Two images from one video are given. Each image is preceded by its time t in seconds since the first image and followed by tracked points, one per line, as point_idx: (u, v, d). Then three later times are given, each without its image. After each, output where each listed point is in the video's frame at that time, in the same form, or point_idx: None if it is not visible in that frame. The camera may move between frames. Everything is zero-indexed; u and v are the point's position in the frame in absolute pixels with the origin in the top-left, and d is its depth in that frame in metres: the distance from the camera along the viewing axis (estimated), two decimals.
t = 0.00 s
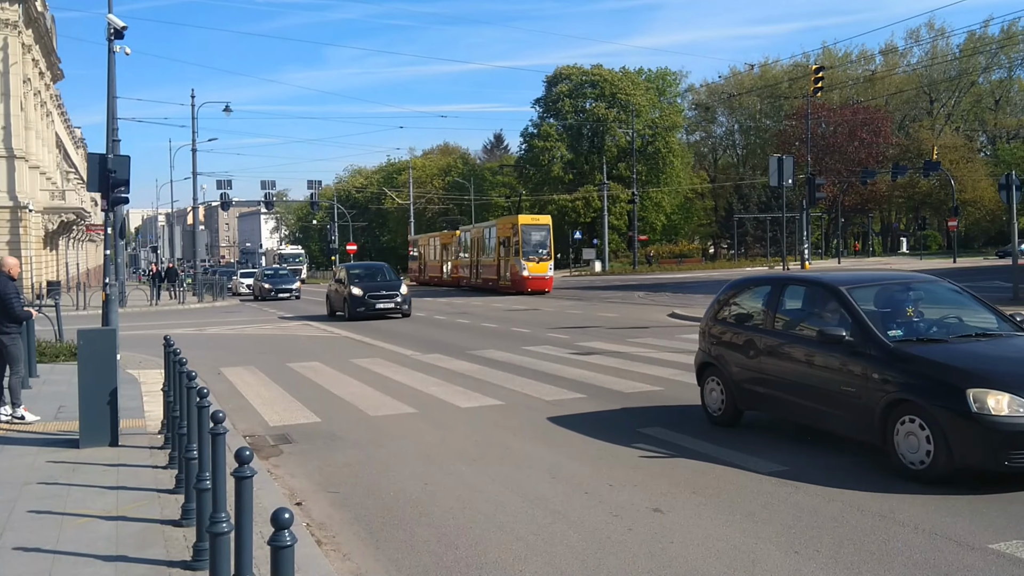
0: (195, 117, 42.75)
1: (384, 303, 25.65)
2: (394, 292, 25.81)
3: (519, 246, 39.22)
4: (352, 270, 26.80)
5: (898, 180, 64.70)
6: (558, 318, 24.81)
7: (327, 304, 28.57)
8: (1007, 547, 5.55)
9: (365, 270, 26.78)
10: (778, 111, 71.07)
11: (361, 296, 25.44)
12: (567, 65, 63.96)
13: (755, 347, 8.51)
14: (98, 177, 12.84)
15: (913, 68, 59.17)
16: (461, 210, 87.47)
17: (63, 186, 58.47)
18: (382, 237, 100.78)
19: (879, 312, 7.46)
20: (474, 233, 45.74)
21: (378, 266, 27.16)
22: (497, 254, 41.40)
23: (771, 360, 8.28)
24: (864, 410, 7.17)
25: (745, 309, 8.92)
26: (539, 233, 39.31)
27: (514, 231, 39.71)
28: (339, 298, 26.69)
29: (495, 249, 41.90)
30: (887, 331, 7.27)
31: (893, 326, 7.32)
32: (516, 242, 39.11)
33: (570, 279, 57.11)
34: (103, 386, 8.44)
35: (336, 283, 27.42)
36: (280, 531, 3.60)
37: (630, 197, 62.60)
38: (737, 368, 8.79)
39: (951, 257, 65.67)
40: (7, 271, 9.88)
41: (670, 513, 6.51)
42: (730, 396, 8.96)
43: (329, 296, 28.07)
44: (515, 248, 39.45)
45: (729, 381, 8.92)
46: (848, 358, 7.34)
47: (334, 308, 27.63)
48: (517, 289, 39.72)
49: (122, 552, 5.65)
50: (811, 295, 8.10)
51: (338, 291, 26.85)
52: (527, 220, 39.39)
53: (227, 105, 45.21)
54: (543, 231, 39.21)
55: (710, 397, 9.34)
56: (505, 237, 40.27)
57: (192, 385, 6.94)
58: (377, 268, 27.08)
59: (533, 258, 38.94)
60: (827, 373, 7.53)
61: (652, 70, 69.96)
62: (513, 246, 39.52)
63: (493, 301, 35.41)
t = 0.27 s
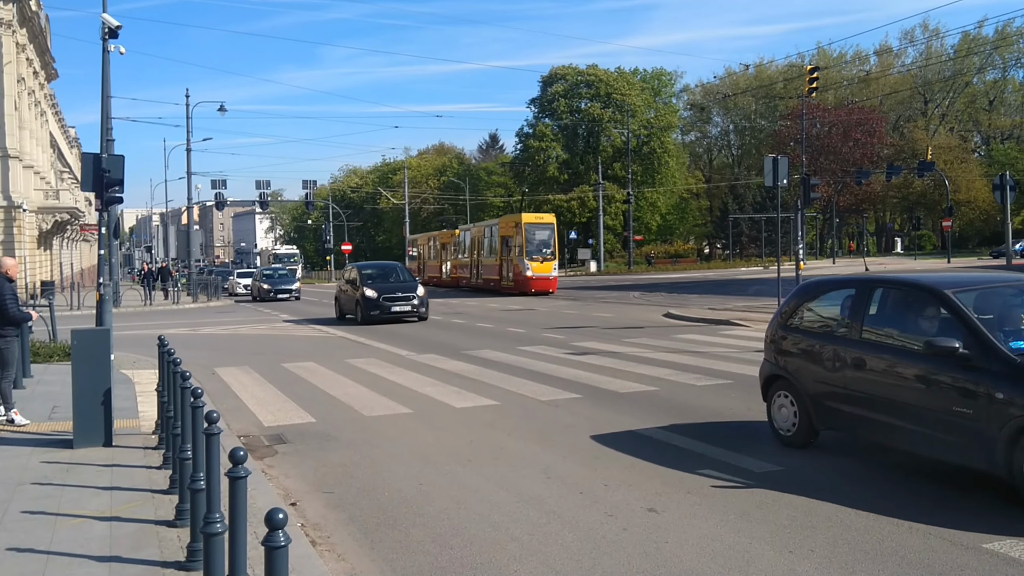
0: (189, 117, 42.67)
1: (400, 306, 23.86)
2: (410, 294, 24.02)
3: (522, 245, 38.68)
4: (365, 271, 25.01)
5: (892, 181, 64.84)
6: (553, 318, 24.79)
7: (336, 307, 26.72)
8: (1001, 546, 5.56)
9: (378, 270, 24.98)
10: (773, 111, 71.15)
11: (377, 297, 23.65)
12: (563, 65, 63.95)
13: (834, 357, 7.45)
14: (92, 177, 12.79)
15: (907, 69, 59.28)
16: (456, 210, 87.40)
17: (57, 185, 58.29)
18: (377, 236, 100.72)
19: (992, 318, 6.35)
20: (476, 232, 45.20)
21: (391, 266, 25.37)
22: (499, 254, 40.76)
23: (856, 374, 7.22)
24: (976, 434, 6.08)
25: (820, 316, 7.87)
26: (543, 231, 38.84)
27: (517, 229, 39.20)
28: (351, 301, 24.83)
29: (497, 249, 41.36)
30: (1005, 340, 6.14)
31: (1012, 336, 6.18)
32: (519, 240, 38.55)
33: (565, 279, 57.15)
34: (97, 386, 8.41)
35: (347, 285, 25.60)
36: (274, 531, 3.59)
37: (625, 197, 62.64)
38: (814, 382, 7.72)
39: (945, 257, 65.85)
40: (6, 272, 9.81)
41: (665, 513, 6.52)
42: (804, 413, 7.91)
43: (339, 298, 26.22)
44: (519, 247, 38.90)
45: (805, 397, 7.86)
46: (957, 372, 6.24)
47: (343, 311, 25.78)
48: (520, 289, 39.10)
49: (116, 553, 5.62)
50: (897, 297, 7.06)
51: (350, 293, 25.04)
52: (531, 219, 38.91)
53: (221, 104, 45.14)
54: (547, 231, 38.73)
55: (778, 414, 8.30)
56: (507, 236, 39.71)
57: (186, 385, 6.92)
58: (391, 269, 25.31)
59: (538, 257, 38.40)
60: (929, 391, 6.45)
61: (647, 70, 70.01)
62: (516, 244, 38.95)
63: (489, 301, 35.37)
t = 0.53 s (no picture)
0: (182, 116, 42.58)
1: (425, 309, 21.65)
2: (435, 296, 21.81)
3: (527, 244, 38.01)
4: (382, 271, 22.74)
5: (885, 181, 65.04)
6: (547, 318, 24.80)
7: (349, 311, 24.46)
8: (993, 545, 5.57)
9: (397, 270, 22.72)
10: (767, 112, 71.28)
11: (399, 300, 21.47)
12: (556, 65, 63.94)
13: (951, 373, 6.34)
14: (85, 176, 12.74)
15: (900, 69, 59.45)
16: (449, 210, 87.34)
17: (49, 185, 58.08)
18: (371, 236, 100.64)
19: None
20: (477, 231, 44.48)
21: (411, 266, 23.13)
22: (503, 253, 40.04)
23: (987, 395, 6.05)
24: None
25: (934, 328, 6.66)
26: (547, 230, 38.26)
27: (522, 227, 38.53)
28: (370, 305, 22.58)
29: (499, 248, 40.71)
30: None
31: None
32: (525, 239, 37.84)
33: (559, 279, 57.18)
34: (89, 386, 8.38)
35: (363, 287, 23.36)
36: (266, 532, 3.58)
37: (619, 198, 62.71)
38: (930, 404, 6.52)
39: (938, 257, 66.11)
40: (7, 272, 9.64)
41: (658, 513, 6.51)
42: (916, 440, 6.68)
43: (353, 301, 23.97)
44: (524, 246, 38.24)
45: (917, 421, 6.65)
46: None
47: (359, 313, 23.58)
48: (525, 289, 38.46)
49: (107, 553, 5.60)
50: None
51: (367, 296, 22.77)
52: (536, 217, 38.25)
53: (215, 103, 45.04)
54: (552, 230, 38.12)
55: (877, 438, 7.07)
56: (511, 235, 39.02)
57: (178, 385, 6.90)
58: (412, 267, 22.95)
59: (543, 256, 37.79)
60: None
61: (641, 71, 70.09)
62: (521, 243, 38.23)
63: (484, 301, 35.35)
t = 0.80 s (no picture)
0: (174, 116, 42.46)
1: (459, 313, 19.51)
2: (469, 297, 19.67)
3: (533, 243, 37.10)
4: (408, 271, 20.60)
5: (877, 182, 65.25)
6: (540, 318, 24.80)
7: (369, 316, 22.32)
8: (983, 544, 5.59)
9: (424, 269, 20.58)
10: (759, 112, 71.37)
11: (430, 302, 19.37)
12: (549, 65, 63.98)
13: None
14: (74, 176, 12.65)
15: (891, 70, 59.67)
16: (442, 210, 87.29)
17: (40, 184, 57.91)
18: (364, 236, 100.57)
19: None
20: (477, 229, 43.50)
21: (438, 265, 21.01)
22: (506, 253, 39.16)
23: None
24: None
25: None
26: (553, 229, 37.42)
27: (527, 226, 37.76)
28: (395, 309, 20.45)
29: (502, 248, 39.78)
30: None
31: None
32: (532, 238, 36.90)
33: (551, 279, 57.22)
34: (79, 386, 8.34)
35: (386, 288, 21.20)
36: (257, 532, 3.57)
37: (611, 198, 62.77)
38: None
39: (929, 258, 66.36)
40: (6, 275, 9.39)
41: (651, 513, 6.52)
42: None
43: (374, 305, 21.83)
44: (529, 246, 37.32)
45: None
46: None
47: (381, 316, 21.48)
48: (530, 290, 37.49)
49: (98, 553, 5.58)
50: None
51: (392, 298, 20.63)
52: (542, 216, 37.38)
53: (206, 103, 44.91)
54: (558, 229, 37.26)
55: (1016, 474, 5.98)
56: (515, 234, 38.22)
57: (169, 384, 6.87)
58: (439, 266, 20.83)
59: (549, 257, 36.93)
60: None
61: (634, 71, 70.15)
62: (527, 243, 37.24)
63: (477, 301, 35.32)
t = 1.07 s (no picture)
0: (164, 115, 42.30)
1: (505, 317, 17.54)
2: (514, 300, 17.69)
3: (539, 242, 35.61)
4: (444, 271, 18.63)
5: (867, 183, 65.45)
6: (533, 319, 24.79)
7: (395, 320, 20.29)
8: (972, 546, 5.62)
9: (461, 270, 18.61)
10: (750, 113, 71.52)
11: (474, 307, 17.40)
12: (541, 66, 64.03)
13: None
14: (64, 176, 12.60)
15: (882, 72, 59.88)
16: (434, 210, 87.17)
17: (30, 184, 57.63)
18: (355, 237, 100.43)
19: None
20: (476, 229, 41.96)
21: (474, 264, 19.04)
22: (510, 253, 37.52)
23: None
24: None
25: None
26: (560, 228, 36.11)
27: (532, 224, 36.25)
28: (432, 313, 18.44)
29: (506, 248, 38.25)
30: None
31: None
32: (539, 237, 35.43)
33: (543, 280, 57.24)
34: (69, 387, 8.30)
35: (418, 290, 19.19)
36: (246, 533, 3.56)
37: (603, 199, 62.79)
38: None
39: (919, 258, 66.68)
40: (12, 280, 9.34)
41: (641, 514, 6.52)
42: None
43: (403, 308, 19.79)
44: (535, 245, 35.83)
45: None
46: None
47: (410, 322, 19.48)
48: (535, 292, 35.88)
49: (87, 555, 5.56)
50: None
51: (428, 302, 18.62)
52: (549, 214, 35.98)
53: (197, 103, 44.73)
54: (565, 227, 35.97)
55: None
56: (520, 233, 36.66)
57: (159, 385, 6.85)
58: (477, 266, 18.88)
59: (556, 257, 35.50)
60: None
61: (626, 72, 70.20)
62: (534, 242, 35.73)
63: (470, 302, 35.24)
